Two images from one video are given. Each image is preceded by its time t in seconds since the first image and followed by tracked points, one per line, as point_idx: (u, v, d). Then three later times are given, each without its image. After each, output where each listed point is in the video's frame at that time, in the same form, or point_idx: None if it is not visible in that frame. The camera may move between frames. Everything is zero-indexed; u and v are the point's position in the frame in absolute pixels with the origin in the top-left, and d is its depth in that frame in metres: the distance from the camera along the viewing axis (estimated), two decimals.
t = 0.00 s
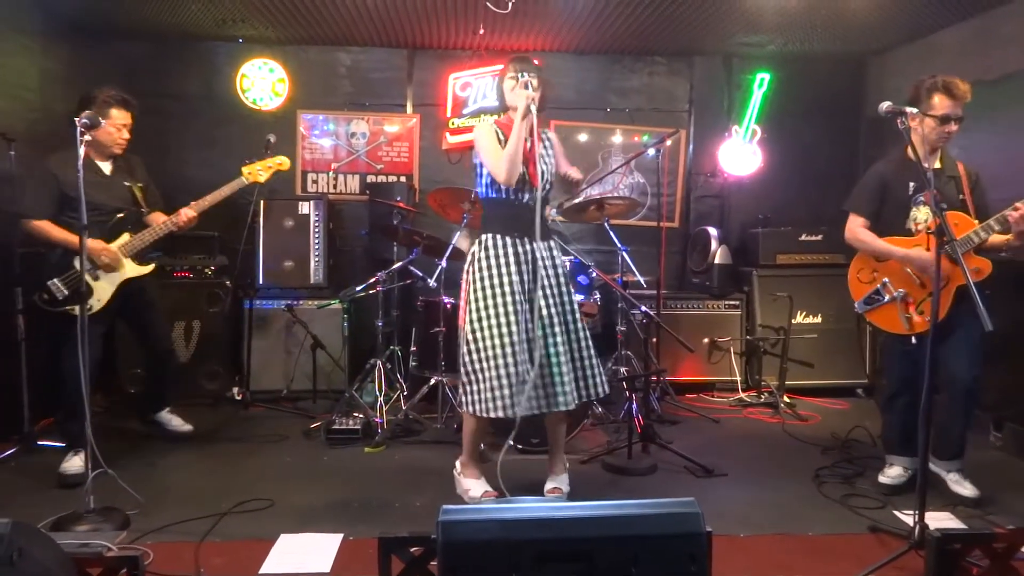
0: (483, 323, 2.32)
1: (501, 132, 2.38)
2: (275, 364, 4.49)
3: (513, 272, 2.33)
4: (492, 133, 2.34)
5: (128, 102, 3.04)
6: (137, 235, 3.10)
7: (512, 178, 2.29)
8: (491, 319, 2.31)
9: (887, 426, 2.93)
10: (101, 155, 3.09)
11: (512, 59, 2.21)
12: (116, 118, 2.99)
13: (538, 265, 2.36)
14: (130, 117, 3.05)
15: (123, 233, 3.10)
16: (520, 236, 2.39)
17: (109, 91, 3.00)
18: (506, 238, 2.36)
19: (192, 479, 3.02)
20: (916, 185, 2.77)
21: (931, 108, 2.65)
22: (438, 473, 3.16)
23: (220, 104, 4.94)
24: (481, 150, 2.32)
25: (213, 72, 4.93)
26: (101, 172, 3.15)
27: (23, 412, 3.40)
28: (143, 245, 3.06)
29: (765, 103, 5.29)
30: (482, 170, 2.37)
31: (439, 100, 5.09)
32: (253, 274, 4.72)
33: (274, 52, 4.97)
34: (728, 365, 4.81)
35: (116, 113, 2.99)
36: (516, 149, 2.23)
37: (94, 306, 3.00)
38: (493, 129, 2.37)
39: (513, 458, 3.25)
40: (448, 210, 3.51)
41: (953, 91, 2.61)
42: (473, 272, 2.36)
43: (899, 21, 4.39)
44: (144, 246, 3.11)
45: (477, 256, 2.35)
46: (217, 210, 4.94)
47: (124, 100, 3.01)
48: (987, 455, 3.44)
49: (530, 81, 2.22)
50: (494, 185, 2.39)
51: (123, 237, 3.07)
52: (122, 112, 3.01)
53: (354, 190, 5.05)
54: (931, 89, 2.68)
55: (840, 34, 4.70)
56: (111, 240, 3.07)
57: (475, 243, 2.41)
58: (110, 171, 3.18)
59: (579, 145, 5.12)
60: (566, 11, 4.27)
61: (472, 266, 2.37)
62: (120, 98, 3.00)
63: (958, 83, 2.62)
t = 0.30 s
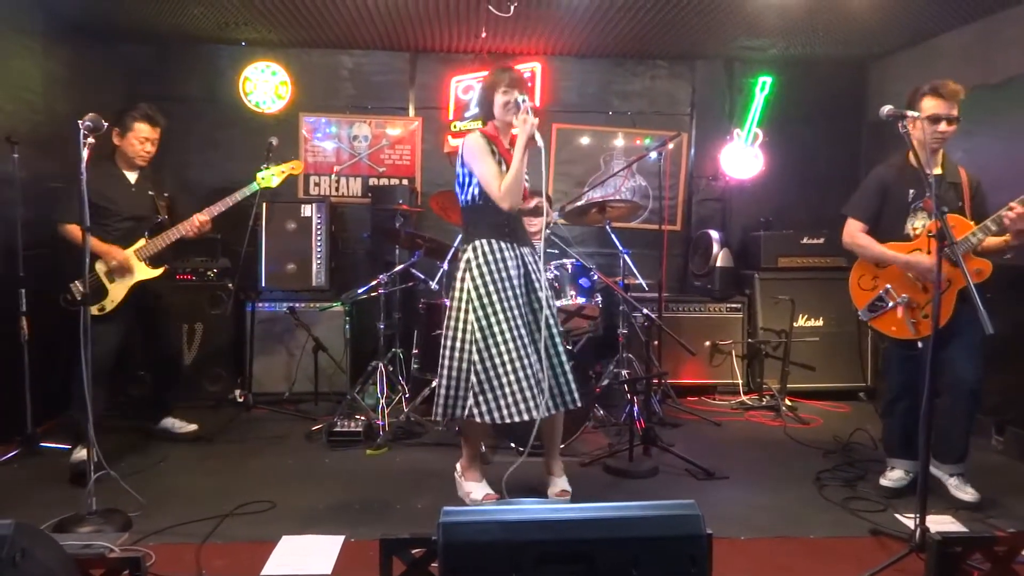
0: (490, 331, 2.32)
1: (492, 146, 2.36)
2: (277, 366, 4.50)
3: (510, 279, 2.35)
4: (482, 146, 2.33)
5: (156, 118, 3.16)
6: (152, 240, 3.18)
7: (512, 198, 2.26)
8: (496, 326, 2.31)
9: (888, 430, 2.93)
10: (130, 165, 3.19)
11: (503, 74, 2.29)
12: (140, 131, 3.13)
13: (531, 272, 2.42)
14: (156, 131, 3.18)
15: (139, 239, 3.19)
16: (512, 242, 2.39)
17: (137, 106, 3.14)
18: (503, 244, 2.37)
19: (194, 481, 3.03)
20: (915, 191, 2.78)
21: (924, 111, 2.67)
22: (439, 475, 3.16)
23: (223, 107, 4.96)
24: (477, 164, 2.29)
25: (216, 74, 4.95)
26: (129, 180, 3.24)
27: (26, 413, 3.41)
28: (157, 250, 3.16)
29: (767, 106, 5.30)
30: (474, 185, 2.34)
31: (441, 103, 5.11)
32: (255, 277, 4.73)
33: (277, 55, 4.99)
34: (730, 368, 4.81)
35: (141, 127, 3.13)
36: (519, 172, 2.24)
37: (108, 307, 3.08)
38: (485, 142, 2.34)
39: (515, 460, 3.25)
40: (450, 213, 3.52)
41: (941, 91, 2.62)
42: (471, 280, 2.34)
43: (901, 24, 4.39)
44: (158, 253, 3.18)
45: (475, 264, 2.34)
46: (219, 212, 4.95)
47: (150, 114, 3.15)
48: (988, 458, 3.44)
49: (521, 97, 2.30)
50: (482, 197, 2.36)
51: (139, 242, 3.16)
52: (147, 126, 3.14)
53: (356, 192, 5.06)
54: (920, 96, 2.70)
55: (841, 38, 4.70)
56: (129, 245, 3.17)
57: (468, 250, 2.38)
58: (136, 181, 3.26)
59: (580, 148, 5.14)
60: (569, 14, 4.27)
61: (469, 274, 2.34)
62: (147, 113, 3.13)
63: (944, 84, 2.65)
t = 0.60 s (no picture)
0: (482, 327, 2.32)
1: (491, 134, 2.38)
2: (278, 367, 4.50)
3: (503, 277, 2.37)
4: (484, 134, 2.33)
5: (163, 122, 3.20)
6: (151, 241, 3.21)
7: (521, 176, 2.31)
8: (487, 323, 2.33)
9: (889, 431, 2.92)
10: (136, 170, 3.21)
11: (495, 65, 2.31)
12: (145, 135, 3.14)
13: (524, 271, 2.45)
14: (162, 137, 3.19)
15: (138, 240, 3.21)
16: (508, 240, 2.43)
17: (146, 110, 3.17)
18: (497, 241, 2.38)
19: (195, 482, 3.03)
20: (915, 194, 2.77)
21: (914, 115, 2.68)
22: (440, 477, 3.16)
23: (225, 109, 4.97)
24: (483, 151, 2.30)
25: (218, 76, 4.96)
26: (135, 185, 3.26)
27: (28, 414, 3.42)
28: (154, 250, 3.19)
29: (768, 108, 5.30)
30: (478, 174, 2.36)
31: (443, 105, 5.11)
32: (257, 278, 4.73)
33: (280, 57, 5.00)
34: (731, 370, 4.80)
35: (147, 132, 3.14)
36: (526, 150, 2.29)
37: (103, 306, 3.08)
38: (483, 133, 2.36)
39: (516, 462, 3.25)
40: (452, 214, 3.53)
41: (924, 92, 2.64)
42: (467, 275, 2.33)
43: (902, 26, 4.39)
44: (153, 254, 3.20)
45: (472, 259, 2.33)
46: (221, 214, 4.96)
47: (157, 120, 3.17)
48: (989, 461, 3.43)
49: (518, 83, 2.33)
50: (483, 189, 2.37)
51: (138, 243, 3.19)
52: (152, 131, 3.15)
53: (358, 194, 5.06)
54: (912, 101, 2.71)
55: (842, 41, 4.71)
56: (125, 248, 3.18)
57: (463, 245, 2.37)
58: (142, 186, 3.27)
59: (582, 150, 5.14)
60: (570, 17, 4.28)
61: (465, 269, 2.34)
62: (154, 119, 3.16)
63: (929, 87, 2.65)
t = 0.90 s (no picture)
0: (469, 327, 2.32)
1: (489, 141, 2.39)
2: (280, 369, 4.51)
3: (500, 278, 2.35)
4: (477, 143, 2.35)
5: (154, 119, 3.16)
6: (142, 243, 3.19)
7: (494, 193, 2.25)
8: (479, 324, 2.34)
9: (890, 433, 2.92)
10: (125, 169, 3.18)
11: (496, 71, 2.30)
12: (134, 134, 3.09)
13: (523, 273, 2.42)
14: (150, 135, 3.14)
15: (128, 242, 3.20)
16: (508, 241, 2.41)
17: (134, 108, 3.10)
18: (493, 241, 2.37)
19: (197, 483, 3.04)
20: (915, 196, 2.76)
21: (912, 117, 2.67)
22: (442, 477, 3.17)
23: (227, 110, 4.98)
24: (469, 161, 2.31)
25: (220, 78, 4.97)
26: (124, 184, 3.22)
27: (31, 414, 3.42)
28: (145, 253, 3.17)
29: (770, 109, 5.31)
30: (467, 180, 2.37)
31: (445, 106, 5.12)
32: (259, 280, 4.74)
33: (282, 58, 5.01)
34: (733, 372, 4.80)
35: (135, 131, 3.09)
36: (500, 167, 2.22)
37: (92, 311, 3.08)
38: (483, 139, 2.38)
39: (517, 463, 3.26)
40: (453, 216, 3.54)
41: (921, 94, 2.64)
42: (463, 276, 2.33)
43: (904, 28, 4.39)
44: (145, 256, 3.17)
45: (467, 259, 2.34)
46: (223, 215, 4.96)
47: (146, 118, 3.11)
48: (991, 462, 3.43)
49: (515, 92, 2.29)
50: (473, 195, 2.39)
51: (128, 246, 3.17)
52: (141, 130, 3.11)
53: (360, 195, 5.07)
54: (910, 102, 2.71)
55: (843, 42, 4.71)
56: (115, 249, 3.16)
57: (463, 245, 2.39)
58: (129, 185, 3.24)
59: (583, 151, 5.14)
60: (571, 18, 4.28)
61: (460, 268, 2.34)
62: (143, 117, 3.10)
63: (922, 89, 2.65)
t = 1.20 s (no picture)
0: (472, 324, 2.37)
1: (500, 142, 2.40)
2: (281, 368, 4.51)
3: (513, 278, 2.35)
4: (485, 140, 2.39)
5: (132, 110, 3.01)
6: (122, 243, 3.01)
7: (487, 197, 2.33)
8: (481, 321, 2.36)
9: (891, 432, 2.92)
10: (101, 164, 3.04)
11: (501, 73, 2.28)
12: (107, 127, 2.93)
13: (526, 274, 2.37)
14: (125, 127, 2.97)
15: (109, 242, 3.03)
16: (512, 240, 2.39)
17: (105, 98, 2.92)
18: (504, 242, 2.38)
19: (199, 483, 3.04)
20: (916, 195, 2.75)
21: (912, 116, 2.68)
22: (443, 477, 3.17)
23: (228, 111, 4.98)
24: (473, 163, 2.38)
25: (220, 78, 4.97)
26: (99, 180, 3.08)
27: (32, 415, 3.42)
28: (124, 253, 3.00)
29: (771, 108, 5.30)
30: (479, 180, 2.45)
31: (445, 106, 5.12)
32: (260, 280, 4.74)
33: (282, 58, 5.00)
34: (734, 371, 4.80)
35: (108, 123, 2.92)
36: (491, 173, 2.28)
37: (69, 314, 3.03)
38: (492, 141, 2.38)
39: (518, 463, 3.26)
40: (455, 216, 3.54)
41: (921, 95, 2.64)
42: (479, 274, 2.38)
43: (905, 27, 4.38)
44: (123, 256, 3.01)
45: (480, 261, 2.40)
46: (224, 215, 4.97)
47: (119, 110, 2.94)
48: (992, 461, 3.43)
49: (517, 96, 2.28)
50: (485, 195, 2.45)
51: (108, 246, 2.99)
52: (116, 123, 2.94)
53: (360, 195, 5.07)
54: (912, 103, 2.71)
55: (844, 41, 4.70)
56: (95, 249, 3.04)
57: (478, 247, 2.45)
58: (104, 179, 3.12)
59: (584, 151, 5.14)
60: (571, 17, 4.28)
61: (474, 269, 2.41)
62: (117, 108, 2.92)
63: (920, 91, 2.66)
